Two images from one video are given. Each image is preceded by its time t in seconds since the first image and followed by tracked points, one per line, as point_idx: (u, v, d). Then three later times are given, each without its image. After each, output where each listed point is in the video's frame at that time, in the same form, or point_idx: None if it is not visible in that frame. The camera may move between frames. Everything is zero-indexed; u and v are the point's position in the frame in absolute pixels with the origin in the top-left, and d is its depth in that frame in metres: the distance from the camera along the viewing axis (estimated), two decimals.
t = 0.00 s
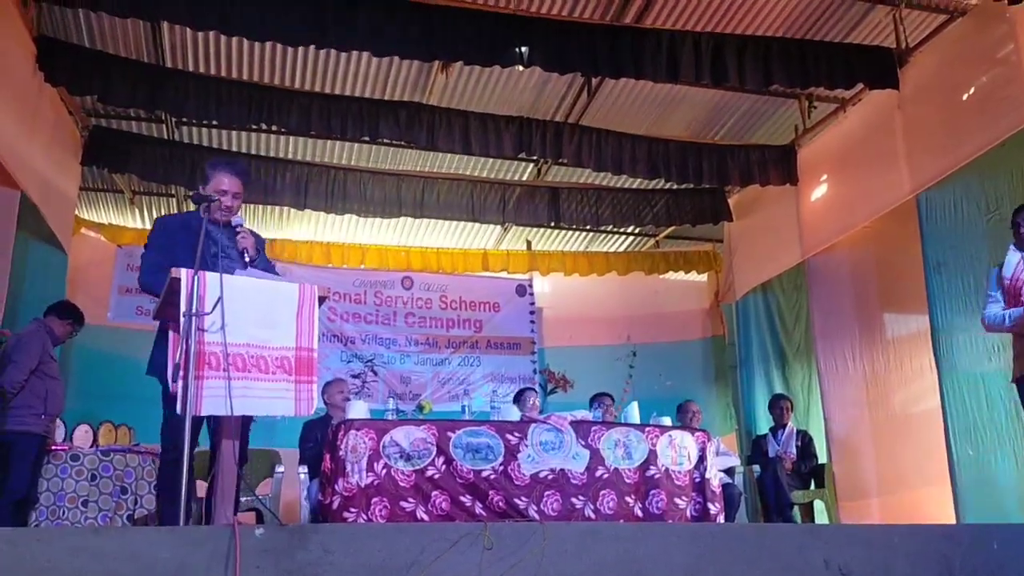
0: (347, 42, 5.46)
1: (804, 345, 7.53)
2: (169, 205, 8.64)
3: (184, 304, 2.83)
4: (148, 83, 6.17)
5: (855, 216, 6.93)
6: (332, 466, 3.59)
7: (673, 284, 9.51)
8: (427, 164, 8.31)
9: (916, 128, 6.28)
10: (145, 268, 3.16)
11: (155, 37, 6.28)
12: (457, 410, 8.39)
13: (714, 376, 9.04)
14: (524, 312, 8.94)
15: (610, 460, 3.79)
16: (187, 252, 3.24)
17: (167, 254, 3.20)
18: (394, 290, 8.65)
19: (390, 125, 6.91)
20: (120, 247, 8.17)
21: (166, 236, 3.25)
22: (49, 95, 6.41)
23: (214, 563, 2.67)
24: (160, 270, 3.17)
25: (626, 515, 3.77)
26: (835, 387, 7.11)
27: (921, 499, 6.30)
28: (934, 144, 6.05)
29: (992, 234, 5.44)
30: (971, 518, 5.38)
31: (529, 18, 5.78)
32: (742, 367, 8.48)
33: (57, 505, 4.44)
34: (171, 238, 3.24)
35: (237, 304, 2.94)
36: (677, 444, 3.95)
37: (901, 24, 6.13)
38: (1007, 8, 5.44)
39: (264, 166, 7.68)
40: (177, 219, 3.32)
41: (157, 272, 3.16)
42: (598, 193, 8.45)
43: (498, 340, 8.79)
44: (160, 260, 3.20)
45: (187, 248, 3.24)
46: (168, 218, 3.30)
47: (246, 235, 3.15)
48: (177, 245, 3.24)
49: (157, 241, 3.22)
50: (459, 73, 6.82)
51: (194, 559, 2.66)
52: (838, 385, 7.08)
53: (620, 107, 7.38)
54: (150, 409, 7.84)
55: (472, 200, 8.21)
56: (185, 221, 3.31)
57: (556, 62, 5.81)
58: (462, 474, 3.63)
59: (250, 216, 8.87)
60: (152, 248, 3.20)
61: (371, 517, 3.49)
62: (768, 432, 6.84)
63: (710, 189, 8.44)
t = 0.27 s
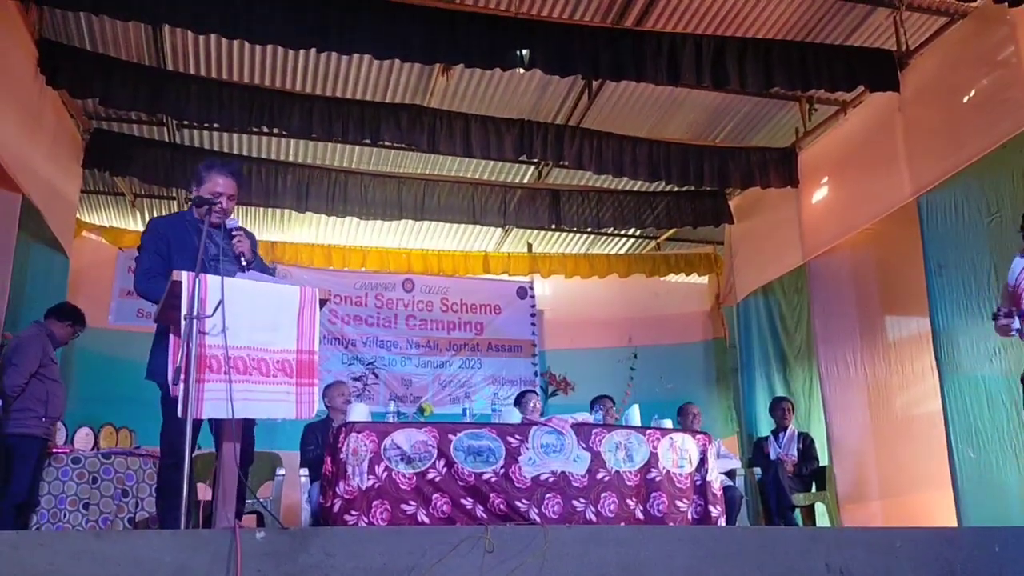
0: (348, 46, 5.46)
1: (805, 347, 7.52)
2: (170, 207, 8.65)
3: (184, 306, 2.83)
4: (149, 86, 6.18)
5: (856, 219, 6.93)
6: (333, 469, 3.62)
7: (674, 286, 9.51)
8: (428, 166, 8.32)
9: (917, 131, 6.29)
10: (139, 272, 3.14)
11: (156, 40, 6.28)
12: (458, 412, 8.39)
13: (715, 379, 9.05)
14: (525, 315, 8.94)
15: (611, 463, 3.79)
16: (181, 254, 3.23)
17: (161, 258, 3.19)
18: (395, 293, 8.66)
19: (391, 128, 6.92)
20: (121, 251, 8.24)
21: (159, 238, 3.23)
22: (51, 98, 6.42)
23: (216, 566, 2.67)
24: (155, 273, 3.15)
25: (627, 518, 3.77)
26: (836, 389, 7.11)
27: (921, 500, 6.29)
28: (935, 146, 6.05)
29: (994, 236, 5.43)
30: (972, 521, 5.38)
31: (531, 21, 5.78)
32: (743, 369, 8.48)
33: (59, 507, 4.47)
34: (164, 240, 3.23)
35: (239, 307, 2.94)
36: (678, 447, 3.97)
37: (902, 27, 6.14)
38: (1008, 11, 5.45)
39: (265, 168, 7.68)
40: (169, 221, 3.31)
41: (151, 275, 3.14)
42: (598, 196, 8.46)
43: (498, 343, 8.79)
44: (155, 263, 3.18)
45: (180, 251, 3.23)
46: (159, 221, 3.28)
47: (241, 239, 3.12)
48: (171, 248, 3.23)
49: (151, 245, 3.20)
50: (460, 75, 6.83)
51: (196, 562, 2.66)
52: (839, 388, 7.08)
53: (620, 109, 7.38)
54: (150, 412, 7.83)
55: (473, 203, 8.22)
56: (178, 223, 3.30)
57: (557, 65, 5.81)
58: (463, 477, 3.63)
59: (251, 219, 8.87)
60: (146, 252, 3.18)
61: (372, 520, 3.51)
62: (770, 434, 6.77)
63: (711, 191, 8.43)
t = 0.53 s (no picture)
0: (349, 48, 5.47)
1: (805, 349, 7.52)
2: (171, 209, 8.66)
3: (185, 308, 2.84)
4: (150, 88, 6.19)
5: (856, 220, 6.93)
6: (334, 471, 3.62)
7: (674, 288, 9.51)
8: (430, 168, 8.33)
9: (917, 132, 6.29)
10: (139, 275, 3.13)
11: (157, 42, 6.29)
12: (459, 414, 8.40)
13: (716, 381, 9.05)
14: (525, 317, 8.94)
15: (612, 465, 3.79)
16: (180, 256, 3.22)
17: (162, 260, 3.19)
18: (396, 295, 8.66)
19: (392, 130, 6.93)
20: (122, 253, 8.23)
21: (159, 241, 3.23)
22: (51, 100, 6.43)
23: (217, 569, 2.67)
24: (155, 276, 3.15)
25: (628, 520, 3.76)
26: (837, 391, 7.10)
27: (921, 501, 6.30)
28: (935, 148, 6.06)
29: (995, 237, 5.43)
30: (973, 523, 5.37)
31: (531, 23, 5.79)
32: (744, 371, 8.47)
33: (60, 509, 4.48)
34: (164, 243, 3.23)
35: (239, 309, 2.94)
36: (678, 449, 3.98)
37: (902, 28, 6.14)
38: (1008, 12, 5.45)
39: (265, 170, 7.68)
40: (169, 224, 3.31)
41: (152, 278, 3.13)
42: (599, 197, 8.46)
43: (499, 345, 8.80)
44: (155, 266, 3.18)
45: (180, 253, 3.23)
46: (159, 224, 3.28)
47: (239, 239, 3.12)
48: (170, 250, 3.23)
49: (151, 248, 3.20)
50: (460, 78, 6.83)
51: (197, 564, 2.66)
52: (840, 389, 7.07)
53: (620, 111, 7.38)
54: (152, 414, 7.86)
55: (474, 205, 8.22)
56: (177, 226, 3.30)
57: (557, 68, 5.81)
58: (464, 479, 3.63)
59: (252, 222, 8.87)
60: (147, 255, 3.18)
61: (373, 522, 3.52)
62: (771, 436, 6.74)
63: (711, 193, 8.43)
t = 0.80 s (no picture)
0: (349, 50, 5.48)
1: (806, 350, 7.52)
2: (172, 211, 8.67)
3: (185, 310, 2.84)
4: (151, 90, 6.20)
5: (857, 222, 6.93)
6: (334, 472, 3.63)
7: (675, 290, 9.51)
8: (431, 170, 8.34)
9: (917, 133, 6.29)
10: (141, 278, 3.12)
11: (158, 45, 6.30)
12: (459, 416, 8.40)
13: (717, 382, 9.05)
14: (526, 318, 8.95)
15: (613, 466, 3.79)
16: (181, 258, 3.22)
17: (163, 263, 3.18)
18: (396, 297, 8.67)
19: (392, 131, 6.94)
20: (123, 255, 8.21)
21: (160, 244, 3.22)
22: (52, 102, 6.43)
23: (218, 570, 2.67)
24: (157, 278, 3.14)
25: (629, 521, 3.76)
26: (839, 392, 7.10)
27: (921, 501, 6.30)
28: (936, 150, 6.06)
29: (995, 239, 5.43)
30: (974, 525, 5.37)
31: (532, 24, 5.79)
32: (744, 372, 8.47)
33: (60, 511, 4.49)
34: (166, 245, 3.22)
35: (239, 311, 2.94)
36: (679, 451, 3.98)
37: (902, 30, 6.15)
38: (1008, 13, 5.45)
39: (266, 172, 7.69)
40: (169, 227, 3.30)
41: (154, 280, 3.13)
42: (599, 199, 8.47)
43: (500, 346, 8.80)
44: (157, 268, 3.17)
45: (181, 255, 3.23)
46: (160, 227, 3.28)
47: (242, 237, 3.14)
48: (171, 252, 3.22)
49: (152, 251, 3.19)
50: (461, 79, 6.83)
51: (198, 566, 2.66)
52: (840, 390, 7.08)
53: (621, 112, 7.38)
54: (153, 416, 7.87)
55: (474, 206, 8.22)
56: (178, 229, 3.30)
57: (558, 70, 5.81)
58: (465, 480, 3.64)
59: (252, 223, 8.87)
60: (148, 257, 3.17)
61: (374, 524, 3.52)
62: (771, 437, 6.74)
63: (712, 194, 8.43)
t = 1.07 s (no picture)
0: (350, 52, 5.48)
1: (807, 352, 7.51)
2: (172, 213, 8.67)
3: (187, 312, 2.85)
4: (152, 93, 6.20)
5: (857, 223, 6.93)
6: (334, 475, 3.63)
7: (675, 291, 9.51)
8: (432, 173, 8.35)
9: (918, 135, 6.29)
10: (142, 279, 3.12)
11: (159, 47, 6.31)
12: (460, 418, 8.41)
13: (717, 383, 9.05)
14: (527, 320, 8.95)
15: (613, 468, 3.79)
16: (182, 260, 3.22)
17: (165, 264, 3.18)
18: (397, 298, 8.67)
19: (393, 133, 6.94)
20: (123, 257, 8.21)
21: (162, 245, 3.22)
22: (53, 105, 6.44)
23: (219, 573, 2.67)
24: (158, 280, 3.14)
25: (630, 523, 3.77)
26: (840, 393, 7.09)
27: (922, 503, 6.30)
28: (936, 151, 6.06)
29: (995, 240, 5.43)
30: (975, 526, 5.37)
31: (532, 26, 5.80)
32: (745, 374, 8.45)
33: (62, 513, 4.48)
34: (167, 247, 3.23)
35: (241, 314, 2.95)
36: (680, 452, 3.97)
37: (902, 31, 6.15)
38: (1009, 15, 5.45)
39: (267, 174, 7.70)
40: (170, 228, 3.30)
41: (155, 282, 3.13)
42: (599, 201, 8.48)
43: (500, 348, 8.80)
44: (158, 270, 3.17)
45: (183, 257, 3.23)
46: (161, 228, 3.29)
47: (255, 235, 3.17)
48: (172, 254, 3.22)
49: (153, 252, 3.19)
50: (461, 81, 6.83)
51: (199, 568, 2.66)
52: (841, 392, 7.07)
53: (621, 114, 7.38)
54: (154, 418, 7.87)
55: (475, 208, 8.21)
56: (179, 230, 3.30)
57: (559, 72, 5.82)
58: (466, 482, 3.64)
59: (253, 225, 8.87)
60: (150, 259, 3.17)
61: (374, 526, 3.52)
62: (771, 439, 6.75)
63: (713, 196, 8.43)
